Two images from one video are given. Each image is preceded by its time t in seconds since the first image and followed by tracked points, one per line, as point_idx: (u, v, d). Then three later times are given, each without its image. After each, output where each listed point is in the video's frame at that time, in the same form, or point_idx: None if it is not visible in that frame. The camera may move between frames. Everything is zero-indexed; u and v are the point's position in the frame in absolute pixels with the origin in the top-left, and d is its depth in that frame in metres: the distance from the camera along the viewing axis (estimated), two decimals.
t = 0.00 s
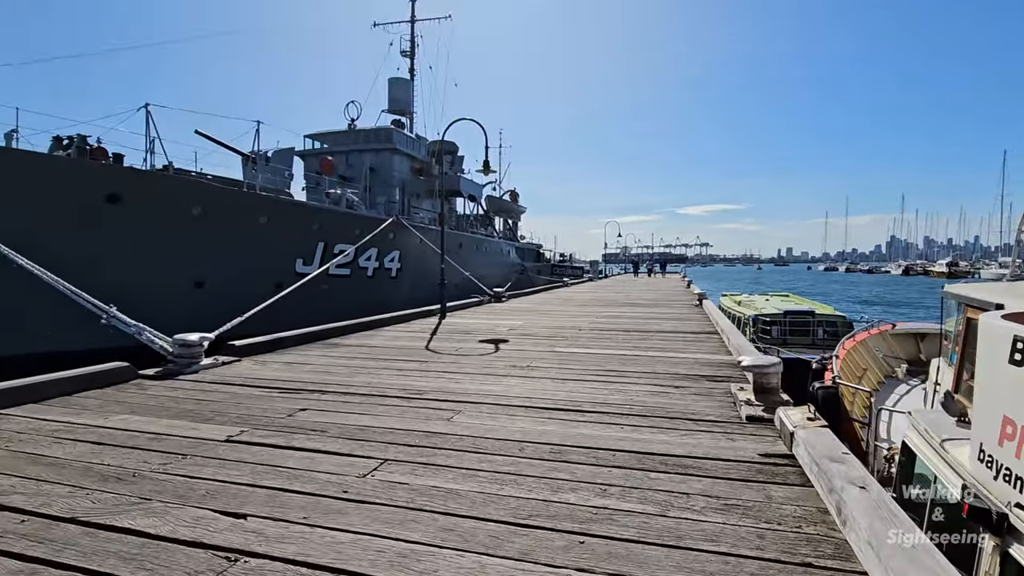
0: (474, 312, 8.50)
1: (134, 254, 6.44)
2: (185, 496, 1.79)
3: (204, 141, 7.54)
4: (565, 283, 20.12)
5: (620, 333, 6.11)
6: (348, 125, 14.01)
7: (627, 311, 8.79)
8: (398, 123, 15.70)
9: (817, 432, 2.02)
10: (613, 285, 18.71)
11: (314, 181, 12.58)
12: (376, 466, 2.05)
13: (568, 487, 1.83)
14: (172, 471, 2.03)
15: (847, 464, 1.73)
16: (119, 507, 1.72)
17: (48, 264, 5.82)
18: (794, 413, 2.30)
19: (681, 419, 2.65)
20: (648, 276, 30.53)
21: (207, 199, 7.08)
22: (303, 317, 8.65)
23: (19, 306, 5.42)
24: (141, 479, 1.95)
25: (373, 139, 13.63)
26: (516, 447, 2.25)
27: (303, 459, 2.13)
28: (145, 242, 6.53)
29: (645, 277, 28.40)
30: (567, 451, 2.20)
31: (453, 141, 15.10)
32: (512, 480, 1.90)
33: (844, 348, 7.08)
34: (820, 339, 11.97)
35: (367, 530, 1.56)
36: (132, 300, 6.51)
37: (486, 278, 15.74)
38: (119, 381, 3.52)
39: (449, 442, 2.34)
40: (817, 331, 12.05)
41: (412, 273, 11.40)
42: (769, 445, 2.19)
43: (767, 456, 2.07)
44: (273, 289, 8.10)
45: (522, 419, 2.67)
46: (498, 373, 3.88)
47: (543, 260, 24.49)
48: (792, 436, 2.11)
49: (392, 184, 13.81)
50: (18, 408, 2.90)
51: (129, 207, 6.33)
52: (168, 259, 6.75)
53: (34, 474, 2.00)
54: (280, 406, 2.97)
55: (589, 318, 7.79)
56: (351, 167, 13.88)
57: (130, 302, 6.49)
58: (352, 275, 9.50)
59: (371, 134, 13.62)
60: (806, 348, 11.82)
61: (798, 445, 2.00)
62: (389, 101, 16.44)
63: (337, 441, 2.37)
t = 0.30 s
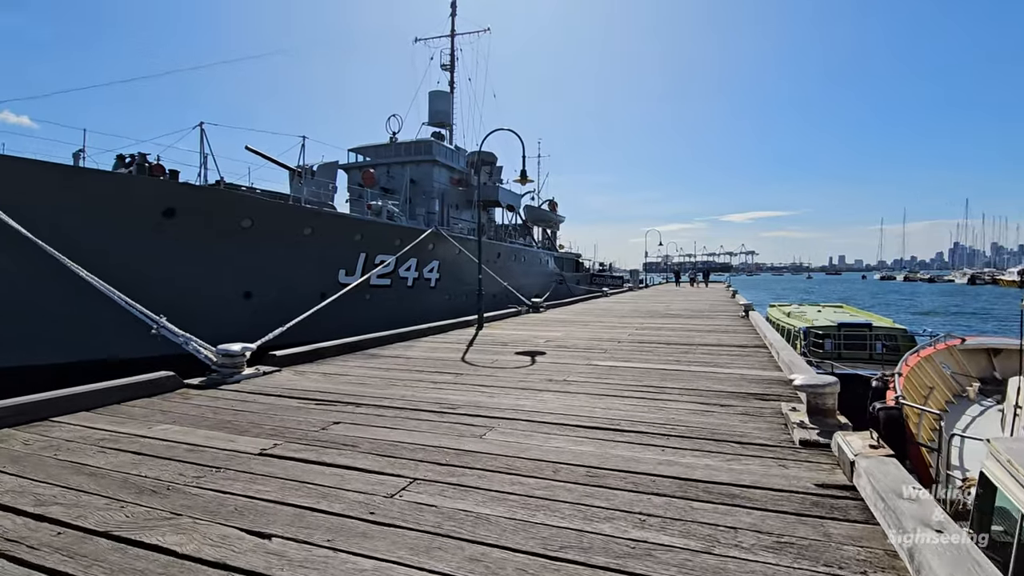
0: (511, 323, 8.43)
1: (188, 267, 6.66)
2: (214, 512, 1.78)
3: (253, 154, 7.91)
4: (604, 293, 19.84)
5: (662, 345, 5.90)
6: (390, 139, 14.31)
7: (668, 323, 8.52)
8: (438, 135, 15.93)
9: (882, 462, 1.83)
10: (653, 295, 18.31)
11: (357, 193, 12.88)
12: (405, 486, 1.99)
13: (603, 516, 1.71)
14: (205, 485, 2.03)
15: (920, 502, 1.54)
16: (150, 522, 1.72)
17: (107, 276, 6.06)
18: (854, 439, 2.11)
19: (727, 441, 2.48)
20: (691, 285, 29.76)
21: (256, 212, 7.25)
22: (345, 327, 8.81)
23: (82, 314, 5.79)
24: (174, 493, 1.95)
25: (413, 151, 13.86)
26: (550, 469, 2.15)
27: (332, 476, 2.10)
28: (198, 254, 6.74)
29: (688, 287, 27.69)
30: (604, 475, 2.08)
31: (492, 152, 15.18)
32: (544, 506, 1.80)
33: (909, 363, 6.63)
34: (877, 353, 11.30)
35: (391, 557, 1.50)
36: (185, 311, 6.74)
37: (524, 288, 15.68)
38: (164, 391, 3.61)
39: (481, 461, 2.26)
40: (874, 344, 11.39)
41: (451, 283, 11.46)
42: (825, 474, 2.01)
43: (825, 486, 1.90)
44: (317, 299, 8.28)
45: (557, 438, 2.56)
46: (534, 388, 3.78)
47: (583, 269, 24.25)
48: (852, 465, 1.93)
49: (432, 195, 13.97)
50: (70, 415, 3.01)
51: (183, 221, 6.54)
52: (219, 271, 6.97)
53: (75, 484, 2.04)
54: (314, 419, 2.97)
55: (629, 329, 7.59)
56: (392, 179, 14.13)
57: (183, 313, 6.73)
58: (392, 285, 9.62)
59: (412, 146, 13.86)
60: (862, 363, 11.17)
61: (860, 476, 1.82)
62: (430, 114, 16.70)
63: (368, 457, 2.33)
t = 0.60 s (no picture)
0: (548, 333, 8.35)
1: (236, 277, 6.90)
2: (251, 523, 1.80)
3: (301, 167, 8.34)
4: (644, 302, 19.48)
5: (704, 357, 5.70)
6: (429, 150, 14.55)
7: (711, 333, 8.25)
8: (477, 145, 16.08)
9: (953, 490, 1.67)
10: (695, 303, 17.84)
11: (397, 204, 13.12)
12: (439, 502, 1.96)
13: (643, 541, 1.63)
14: (244, 494, 2.05)
15: (1001, 540, 1.39)
16: (190, 531, 1.74)
17: (163, 286, 6.34)
18: (920, 463, 1.94)
19: (776, 462, 2.34)
20: (735, 293, 28.91)
21: (302, 223, 7.48)
22: (385, 336, 8.95)
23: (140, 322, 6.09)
24: (214, 501, 1.99)
25: (452, 162, 14.03)
26: (587, 487, 2.08)
27: (367, 488, 2.09)
28: (246, 264, 6.97)
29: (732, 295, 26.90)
30: (644, 495, 1.99)
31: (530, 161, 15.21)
32: (581, 528, 1.73)
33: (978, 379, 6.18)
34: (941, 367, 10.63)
35: None
36: (234, 319, 6.99)
37: (563, 297, 15.57)
38: (212, 399, 3.72)
39: (516, 476, 2.20)
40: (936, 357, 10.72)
41: (489, 291, 11.49)
42: (887, 501, 1.86)
43: (887, 515, 1.75)
44: (359, 308, 8.44)
45: (595, 454, 2.48)
46: (571, 400, 3.71)
47: (622, 278, 23.92)
48: (918, 493, 1.77)
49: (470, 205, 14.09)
50: (123, 421, 3.13)
51: (234, 232, 6.78)
52: (266, 280, 7.19)
53: (124, 490, 2.11)
54: (351, 428, 2.99)
55: (670, 339, 7.38)
56: (431, 189, 14.34)
57: (232, 321, 6.98)
58: (431, 294, 9.73)
59: (451, 157, 14.04)
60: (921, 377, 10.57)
61: (929, 506, 1.67)
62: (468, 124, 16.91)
63: (402, 469, 2.31)
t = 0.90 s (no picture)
0: (582, 342, 8.27)
1: (278, 287, 7.11)
2: (291, 530, 1.82)
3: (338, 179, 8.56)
4: (680, 310, 19.09)
5: (745, 368, 5.53)
6: (463, 160, 14.72)
7: (752, 343, 8.00)
8: (510, 154, 16.17)
9: None
10: (734, 312, 17.38)
11: (432, 214, 13.31)
12: (474, 514, 1.95)
13: (685, 561, 1.57)
14: (284, 501, 2.09)
15: None
16: (233, 537, 1.78)
17: (210, 295, 6.59)
18: (986, 486, 1.81)
19: (826, 480, 2.23)
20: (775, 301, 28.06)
21: (340, 234, 7.65)
22: (420, 344, 9.04)
23: (188, 330, 6.34)
24: (256, 508, 2.03)
25: (485, 172, 14.15)
26: (625, 502, 2.03)
27: (403, 498, 2.10)
28: (287, 274, 7.17)
29: (773, 304, 26.08)
30: (685, 512, 1.93)
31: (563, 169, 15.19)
32: (619, 545, 1.68)
33: None
34: (1002, 380, 10.00)
35: None
36: (275, 327, 7.20)
37: (597, 305, 15.42)
38: (254, 405, 3.82)
39: (552, 489, 2.17)
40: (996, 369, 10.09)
41: (522, 300, 11.49)
42: (951, 526, 1.74)
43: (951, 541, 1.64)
44: (394, 317, 8.57)
45: (632, 468, 2.42)
46: (608, 411, 3.65)
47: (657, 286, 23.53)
48: (987, 518, 1.65)
49: (503, 214, 14.15)
50: (171, 426, 3.25)
51: (276, 243, 7.00)
52: (306, 290, 7.39)
53: (172, 494, 2.18)
54: (388, 437, 3.02)
55: (709, 349, 7.19)
56: (465, 199, 14.47)
57: (273, 330, 7.19)
58: (465, 303, 9.79)
59: (484, 166, 14.17)
60: (980, 390, 9.97)
61: (998, 532, 1.55)
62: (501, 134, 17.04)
63: (438, 480, 2.31)
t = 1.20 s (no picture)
0: (612, 352, 8.17)
1: (311, 297, 7.27)
2: (325, 538, 1.85)
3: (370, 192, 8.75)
4: (713, 320, 18.68)
5: (781, 380, 5.36)
6: (491, 171, 14.84)
7: (789, 354, 7.75)
8: (538, 164, 16.23)
9: None
10: (768, 322, 16.93)
11: (461, 225, 13.44)
12: (505, 526, 1.94)
13: None
14: (318, 509, 2.12)
15: None
16: (269, 543, 1.82)
17: (247, 305, 6.79)
18: None
19: (870, 498, 2.14)
20: (811, 311, 27.20)
21: (371, 244, 7.77)
22: (449, 353, 9.10)
23: (227, 339, 6.53)
24: (291, 514, 2.07)
25: (514, 182, 14.23)
26: (659, 517, 1.98)
27: (434, 508, 2.11)
28: (320, 284, 7.33)
29: (810, 313, 25.27)
30: (721, 528, 1.87)
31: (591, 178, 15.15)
32: (653, 562, 1.65)
33: None
34: None
35: None
36: (309, 336, 7.36)
37: (626, 315, 15.24)
38: (288, 413, 3.90)
39: (584, 503, 2.14)
40: None
41: (551, 309, 11.45)
42: (1009, 550, 1.64)
43: (1010, 567, 1.54)
44: (424, 326, 8.65)
45: (666, 482, 2.37)
46: (639, 423, 3.58)
47: (688, 295, 23.13)
48: None
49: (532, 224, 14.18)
50: (210, 433, 3.34)
51: (310, 254, 7.16)
52: (338, 299, 7.53)
53: (212, 499, 2.24)
54: (419, 447, 3.03)
55: (744, 360, 7.00)
56: (493, 210, 14.56)
57: (307, 338, 7.35)
58: (494, 312, 9.82)
59: (512, 177, 14.25)
60: None
61: None
62: (529, 144, 17.12)
63: (469, 490, 2.31)
